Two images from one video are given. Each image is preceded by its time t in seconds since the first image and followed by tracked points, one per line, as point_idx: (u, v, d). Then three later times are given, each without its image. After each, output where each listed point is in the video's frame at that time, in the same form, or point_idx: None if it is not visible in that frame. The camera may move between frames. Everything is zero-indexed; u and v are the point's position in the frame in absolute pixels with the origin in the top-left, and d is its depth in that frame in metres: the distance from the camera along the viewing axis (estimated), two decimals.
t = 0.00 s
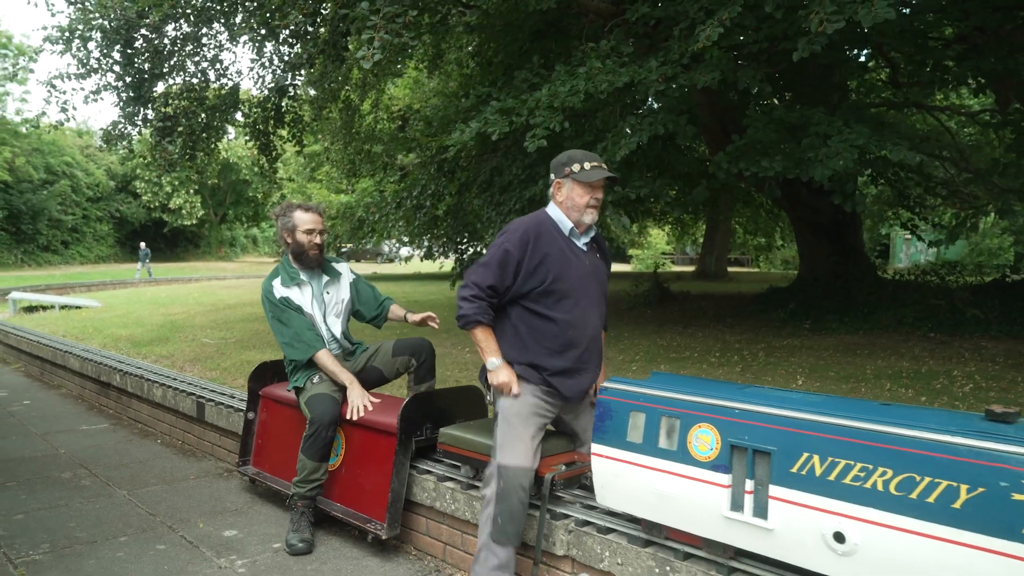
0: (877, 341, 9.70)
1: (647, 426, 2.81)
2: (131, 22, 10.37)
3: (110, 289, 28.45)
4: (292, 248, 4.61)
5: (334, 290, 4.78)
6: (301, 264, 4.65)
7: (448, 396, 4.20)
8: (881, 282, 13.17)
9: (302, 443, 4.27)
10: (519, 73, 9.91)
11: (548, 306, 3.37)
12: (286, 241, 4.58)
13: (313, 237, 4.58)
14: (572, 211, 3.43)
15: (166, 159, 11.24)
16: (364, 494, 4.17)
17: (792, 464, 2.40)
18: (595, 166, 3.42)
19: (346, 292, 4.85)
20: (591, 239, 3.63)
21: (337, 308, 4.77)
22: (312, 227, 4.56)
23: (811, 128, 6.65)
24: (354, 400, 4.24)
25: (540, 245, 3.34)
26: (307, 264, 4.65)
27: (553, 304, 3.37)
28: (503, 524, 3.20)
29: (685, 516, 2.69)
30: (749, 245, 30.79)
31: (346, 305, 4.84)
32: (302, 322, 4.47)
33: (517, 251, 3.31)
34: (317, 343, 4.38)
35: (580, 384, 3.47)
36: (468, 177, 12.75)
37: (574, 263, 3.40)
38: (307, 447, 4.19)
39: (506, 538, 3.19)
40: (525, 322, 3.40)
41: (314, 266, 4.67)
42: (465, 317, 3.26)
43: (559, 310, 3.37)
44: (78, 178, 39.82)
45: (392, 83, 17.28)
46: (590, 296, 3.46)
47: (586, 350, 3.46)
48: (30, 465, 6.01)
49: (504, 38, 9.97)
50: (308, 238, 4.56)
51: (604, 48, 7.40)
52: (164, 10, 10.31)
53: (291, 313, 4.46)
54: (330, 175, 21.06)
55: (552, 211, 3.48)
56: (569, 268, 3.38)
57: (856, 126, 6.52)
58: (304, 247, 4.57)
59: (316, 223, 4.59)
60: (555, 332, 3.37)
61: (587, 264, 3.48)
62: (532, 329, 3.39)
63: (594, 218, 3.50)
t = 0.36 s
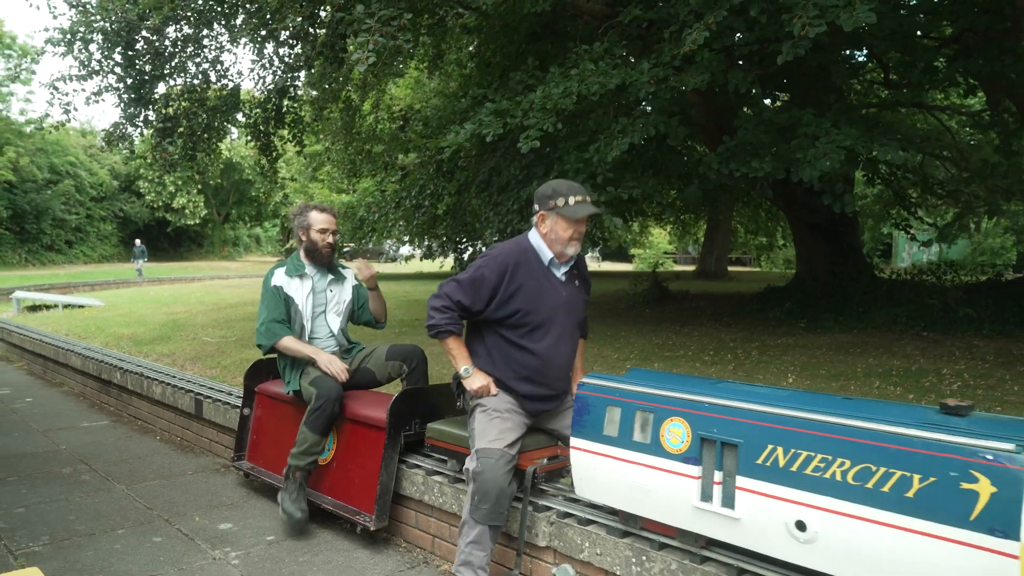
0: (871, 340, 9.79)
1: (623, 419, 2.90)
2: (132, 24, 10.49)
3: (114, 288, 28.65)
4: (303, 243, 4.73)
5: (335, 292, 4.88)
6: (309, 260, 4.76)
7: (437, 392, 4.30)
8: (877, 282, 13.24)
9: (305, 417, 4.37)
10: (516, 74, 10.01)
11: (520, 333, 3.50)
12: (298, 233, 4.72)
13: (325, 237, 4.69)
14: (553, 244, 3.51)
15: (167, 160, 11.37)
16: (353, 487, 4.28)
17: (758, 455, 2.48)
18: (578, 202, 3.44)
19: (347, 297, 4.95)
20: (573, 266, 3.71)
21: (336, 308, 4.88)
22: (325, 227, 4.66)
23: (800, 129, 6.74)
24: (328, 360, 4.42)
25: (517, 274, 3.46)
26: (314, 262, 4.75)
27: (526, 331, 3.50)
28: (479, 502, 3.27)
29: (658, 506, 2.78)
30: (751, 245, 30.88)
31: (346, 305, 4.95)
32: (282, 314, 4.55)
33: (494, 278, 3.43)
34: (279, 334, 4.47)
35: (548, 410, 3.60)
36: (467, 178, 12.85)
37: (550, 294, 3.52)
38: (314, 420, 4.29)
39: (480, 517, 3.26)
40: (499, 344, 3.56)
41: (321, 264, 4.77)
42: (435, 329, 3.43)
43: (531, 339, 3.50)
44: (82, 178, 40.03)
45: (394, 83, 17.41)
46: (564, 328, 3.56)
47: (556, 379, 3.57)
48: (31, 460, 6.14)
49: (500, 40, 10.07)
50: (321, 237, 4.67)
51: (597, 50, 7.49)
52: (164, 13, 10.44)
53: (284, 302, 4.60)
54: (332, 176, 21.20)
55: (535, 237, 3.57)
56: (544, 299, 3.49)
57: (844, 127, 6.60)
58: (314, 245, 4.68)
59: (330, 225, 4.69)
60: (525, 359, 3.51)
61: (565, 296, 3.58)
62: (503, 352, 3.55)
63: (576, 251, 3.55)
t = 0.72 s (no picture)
0: (866, 340, 9.85)
1: (603, 417, 2.98)
2: (133, 27, 10.58)
3: (117, 287, 28.78)
4: (325, 245, 4.79)
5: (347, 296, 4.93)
6: (327, 262, 4.81)
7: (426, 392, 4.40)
8: (875, 282, 13.29)
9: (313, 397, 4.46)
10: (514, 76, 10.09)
11: (491, 360, 3.68)
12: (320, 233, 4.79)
13: (345, 243, 4.72)
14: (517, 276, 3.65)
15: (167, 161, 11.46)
16: (343, 483, 4.38)
17: (729, 451, 2.57)
18: (545, 252, 3.57)
19: (360, 303, 4.99)
20: (540, 292, 3.83)
21: (346, 312, 4.93)
22: (346, 235, 4.68)
23: (791, 132, 6.81)
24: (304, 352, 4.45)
25: (484, 306, 3.62)
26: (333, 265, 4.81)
27: (496, 357, 3.68)
28: (474, 498, 3.33)
29: (635, 501, 2.87)
30: (752, 245, 30.93)
31: (358, 310, 4.99)
32: (283, 311, 4.64)
33: (462, 311, 3.60)
34: (272, 329, 4.55)
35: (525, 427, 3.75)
36: (467, 178, 12.93)
37: (519, 323, 3.66)
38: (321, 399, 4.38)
39: (476, 512, 3.32)
40: (472, 370, 3.72)
41: (338, 268, 4.82)
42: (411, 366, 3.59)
43: (501, 364, 3.67)
44: (86, 178, 40.21)
45: (395, 84, 17.49)
46: (535, 352, 3.70)
47: (530, 399, 3.73)
48: (33, 458, 6.24)
49: (498, 41, 10.15)
50: (341, 243, 4.71)
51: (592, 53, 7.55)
52: (165, 15, 10.52)
53: (292, 300, 4.69)
54: (334, 176, 21.28)
55: (501, 269, 3.72)
56: (512, 327, 3.64)
57: (835, 130, 6.68)
58: (334, 248, 4.73)
59: (353, 233, 4.71)
60: (497, 384, 3.67)
61: (534, 321, 3.73)
62: (478, 378, 3.71)
63: (537, 286, 3.69)
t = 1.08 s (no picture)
0: (861, 339, 9.90)
1: (584, 413, 3.13)
2: (134, 30, 10.67)
3: (120, 288, 28.90)
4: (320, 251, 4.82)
5: (351, 300, 5.00)
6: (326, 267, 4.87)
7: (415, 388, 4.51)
8: (872, 283, 13.36)
9: (306, 406, 4.55)
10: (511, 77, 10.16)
11: (469, 356, 3.83)
12: (314, 239, 4.79)
13: (339, 238, 4.77)
14: (492, 276, 3.81)
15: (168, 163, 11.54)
16: (337, 481, 4.49)
17: (703, 446, 2.73)
18: (520, 254, 3.70)
19: (362, 304, 5.07)
20: (517, 292, 3.97)
21: (347, 317, 4.99)
22: (340, 231, 4.74)
23: (784, 133, 6.89)
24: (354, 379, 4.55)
25: (461, 304, 3.78)
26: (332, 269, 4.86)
27: (474, 353, 3.83)
28: (462, 490, 3.41)
29: (615, 494, 3.02)
30: (754, 245, 30.98)
31: (362, 313, 5.08)
32: (303, 323, 4.70)
33: (439, 309, 3.76)
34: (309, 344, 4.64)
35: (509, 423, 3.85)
36: (467, 179, 13.00)
37: (495, 320, 3.82)
38: (314, 411, 4.47)
39: (465, 504, 3.40)
40: (451, 366, 3.88)
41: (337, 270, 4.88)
42: (390, 361, 3.79)
43: (479, 360, 3.82)
44: (89, 179, 40.38)
45: (396, 85, 17.57)
46: (512, 349, 3.84)
47: (511, 396, 3.84)
48: (35, 456, 6.34)
49: (496, 43, 10.22)
50: (335, 240, 4.75)
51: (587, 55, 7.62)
52: (165, 19, 10.61)
53: (294, 312, 4.73)
54: (335, 177, 21.37)
55: (478, 270, 3.89)
56: (487, 324, 3.80)
57: (826, 132, 6.76)
58: (332, 251, 4.77)
59: (344, 230, 4.78)
60: (476, 379, 3.80)
61: (511, 319, 3.87)
62: (459, 374, 3.85)
63: (512, 286, 3.84)
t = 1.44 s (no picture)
0: (853, 339, 9.99)
1: (562, 407, 3.28)
2: (132, 34, 10.77)
3: (119, 290, 28.96)
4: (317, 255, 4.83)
5: (345, 304, 5.04)
6: (322, 271, 4.89)
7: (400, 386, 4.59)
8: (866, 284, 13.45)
9: (293, 409, 4.61)
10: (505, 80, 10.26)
11: (460, 352, 3.92)
12: (311, 244, 4.82)
13: (338, 247, 4.77)
14: (488, 277, 3.88)
15: (166, 165, 11.64)
16: (327, 479, 4.58)
17: (673, 438, 2.89)
18: (513, 257, 3.76)
19: (357, 307, 5.11)
20: (512, 295, 4.03)
21: (340, 321, 5.05)
22: (338, 240, 4.74)
23: (772, 135, 6.99)
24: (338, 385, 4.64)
25: (455, 302, 3.87)
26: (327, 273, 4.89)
27: (464, 350, 3.92)
28: (448, 482, 3.49)
29: (592, 486, 3.19)
30: (752, 247, 31.08)
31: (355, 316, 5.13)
32: (291, 326, 4.77)
33: (433, 304, 3.86)
34: (296, 347, 4.73)
35: (493, 420, 3.94)
36: (463, 180, 13.10)
37: (487, 321, 3.89)
38: (300, 413, 4.54)
39: (451, 496, 3.48)
40: (442, 362, 3.97)
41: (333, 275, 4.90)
42: (383, 349, 3.96)
43: (469, 357, 3.90)
44: (89, 181, 40.47)
45: (394, 87, 17.67)
46: (501, 350, 3.92)
47: (496, 395, 3.92)
48: (32, 454, 6.42)
49: (490, 46, 10.32)
50: (335, 249, 4.76)
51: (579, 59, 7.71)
52: (162, 22, 10.71)
53: (286, 315, 4.78)
54: (333, 179, 21.47)
55: (475, 269, 3.97)
56: (479, 323, 3.88)
57: (813, 133, 6.86)
58: (329, 258, 4.78)
59: (343, 238, 4.78)
60: (464, 375, 3.89)
61: (503, 322, 3.94)
62: (448, 369, 3.95)
63: (507, 288, 3.90)
